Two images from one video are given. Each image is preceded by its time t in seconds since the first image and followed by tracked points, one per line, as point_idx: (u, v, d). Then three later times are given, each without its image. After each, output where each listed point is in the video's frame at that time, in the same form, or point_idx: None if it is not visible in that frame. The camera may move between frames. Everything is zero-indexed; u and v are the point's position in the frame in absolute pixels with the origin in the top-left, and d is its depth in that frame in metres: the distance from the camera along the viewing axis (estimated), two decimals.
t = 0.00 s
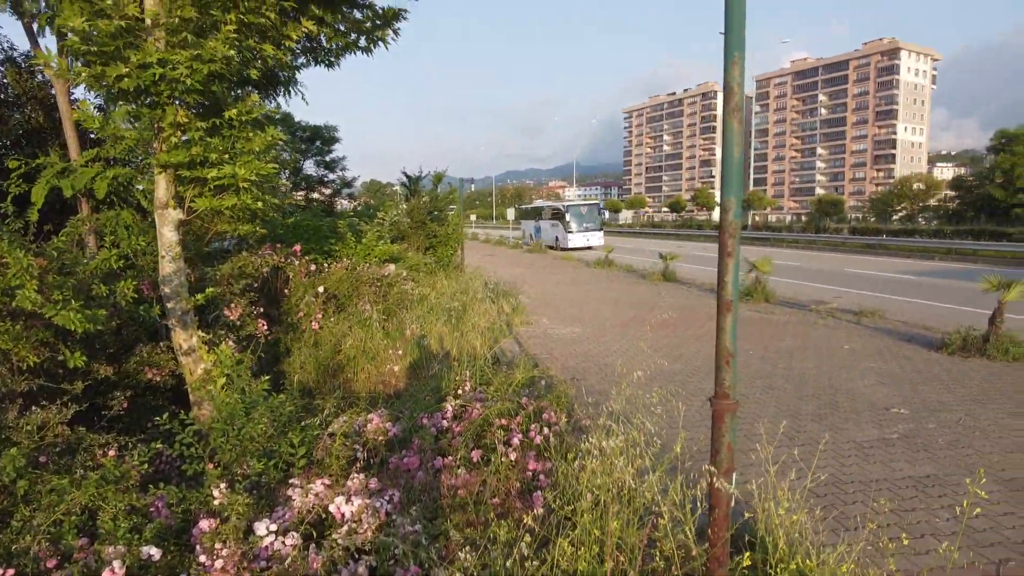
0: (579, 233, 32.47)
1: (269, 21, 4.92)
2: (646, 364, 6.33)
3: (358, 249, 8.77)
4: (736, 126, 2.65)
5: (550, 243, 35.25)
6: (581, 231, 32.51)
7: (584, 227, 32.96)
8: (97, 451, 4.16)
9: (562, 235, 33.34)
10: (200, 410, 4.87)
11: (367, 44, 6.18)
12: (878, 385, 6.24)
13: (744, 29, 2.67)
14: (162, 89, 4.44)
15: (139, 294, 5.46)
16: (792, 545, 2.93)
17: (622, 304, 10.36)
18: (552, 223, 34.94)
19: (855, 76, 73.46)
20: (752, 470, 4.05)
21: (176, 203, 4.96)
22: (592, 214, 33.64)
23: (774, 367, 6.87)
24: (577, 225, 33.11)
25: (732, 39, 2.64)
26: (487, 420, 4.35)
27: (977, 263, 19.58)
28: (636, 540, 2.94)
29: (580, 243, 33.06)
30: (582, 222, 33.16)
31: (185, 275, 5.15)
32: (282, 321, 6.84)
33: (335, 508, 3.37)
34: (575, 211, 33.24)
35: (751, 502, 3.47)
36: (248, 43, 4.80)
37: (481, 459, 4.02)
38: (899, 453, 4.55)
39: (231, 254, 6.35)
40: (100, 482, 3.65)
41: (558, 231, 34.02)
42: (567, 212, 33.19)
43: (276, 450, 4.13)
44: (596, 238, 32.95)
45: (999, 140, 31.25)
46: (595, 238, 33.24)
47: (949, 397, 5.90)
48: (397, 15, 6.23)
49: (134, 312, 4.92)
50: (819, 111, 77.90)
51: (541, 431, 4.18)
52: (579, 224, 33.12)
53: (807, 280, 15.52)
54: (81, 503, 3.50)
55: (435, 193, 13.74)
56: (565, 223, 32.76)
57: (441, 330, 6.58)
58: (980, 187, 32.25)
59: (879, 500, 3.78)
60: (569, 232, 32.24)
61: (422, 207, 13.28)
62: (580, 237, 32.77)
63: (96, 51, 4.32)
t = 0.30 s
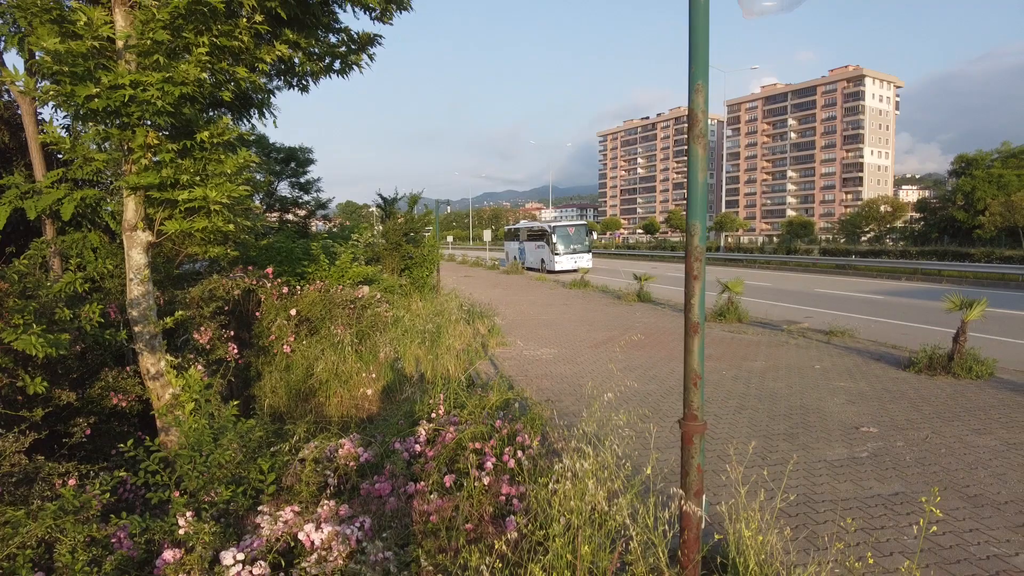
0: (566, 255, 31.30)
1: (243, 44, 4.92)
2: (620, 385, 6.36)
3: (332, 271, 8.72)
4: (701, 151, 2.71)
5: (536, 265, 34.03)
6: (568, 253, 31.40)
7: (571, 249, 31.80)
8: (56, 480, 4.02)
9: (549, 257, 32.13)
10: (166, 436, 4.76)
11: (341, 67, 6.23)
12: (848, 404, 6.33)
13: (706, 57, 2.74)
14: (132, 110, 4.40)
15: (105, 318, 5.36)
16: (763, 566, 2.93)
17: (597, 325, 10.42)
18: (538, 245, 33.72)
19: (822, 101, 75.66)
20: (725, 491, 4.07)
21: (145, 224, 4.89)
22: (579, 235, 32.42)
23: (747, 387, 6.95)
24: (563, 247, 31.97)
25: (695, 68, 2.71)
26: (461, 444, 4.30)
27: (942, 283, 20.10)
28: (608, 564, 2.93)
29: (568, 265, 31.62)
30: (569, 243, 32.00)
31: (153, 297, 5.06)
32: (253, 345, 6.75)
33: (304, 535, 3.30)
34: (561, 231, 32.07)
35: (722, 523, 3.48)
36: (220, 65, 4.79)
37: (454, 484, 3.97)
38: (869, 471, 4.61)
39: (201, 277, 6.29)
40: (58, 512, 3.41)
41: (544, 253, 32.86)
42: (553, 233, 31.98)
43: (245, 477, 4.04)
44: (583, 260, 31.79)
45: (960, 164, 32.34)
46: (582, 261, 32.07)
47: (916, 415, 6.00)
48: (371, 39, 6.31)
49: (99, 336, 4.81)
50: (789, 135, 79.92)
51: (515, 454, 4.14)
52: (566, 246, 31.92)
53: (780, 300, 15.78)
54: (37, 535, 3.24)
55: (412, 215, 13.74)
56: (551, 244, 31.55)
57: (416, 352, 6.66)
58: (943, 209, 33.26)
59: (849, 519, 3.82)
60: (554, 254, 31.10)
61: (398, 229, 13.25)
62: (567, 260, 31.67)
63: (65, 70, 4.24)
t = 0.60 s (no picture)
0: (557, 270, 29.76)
1: (220, 58, 4.90)
2: (598, 400, 6.38)
3: (309, 286, 8.66)
4: (672, 169, 2.76)
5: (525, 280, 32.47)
6: (559, 268, 29.86)
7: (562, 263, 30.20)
8: (21, 502, 3.90)
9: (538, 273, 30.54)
10: (137, 455, 4.66)
11: (319, 82, 6.23)
12: (823, 417, 6.40)
13: (677, 77, 2.79)
14: (105, 124, 4.33)
15: (74, 334, 5.25)
16: None
17: (575, 339, 10.47)
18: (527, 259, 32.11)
19: (797, 118, 77.29)
20: (700, 505, 4.09)
21: (117, 240, 4.83)
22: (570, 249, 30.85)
23: (724, 401, 7.02)
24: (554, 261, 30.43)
25: (667, 87, 2.76)
26: (438, 461, 4.26)
27: (914, 296, 20.53)
28: None
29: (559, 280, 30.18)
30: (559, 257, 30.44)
31: (125, 313, 4.96)
32: (227, 361, 6.66)
33: (278, 554, 3.23)
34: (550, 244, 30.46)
35: (698, 536, 3.49)
36: (196, 79, 4.75)
37: (431, 502, 3.93)
38: (842, 483, 4.67)
39: (174, 292, 6.21)
40: (21, 535, 3.29)
41: (534, 268, 31.23)
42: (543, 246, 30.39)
43: (218, 496, 3.97)
44: (574, 275, 30.20)
45: (929, 180, 33.21)
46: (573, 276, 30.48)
47: (889, 427, 6.10)
48: (349, 54, 6.33)
49: (68, 352, 4.70)
50: (764, 151, 81.40)
51: (493, 470, 4.10)
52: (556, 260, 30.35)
53: (756, 313, 15.98)
54: None
55: (390, 230, 13.72)
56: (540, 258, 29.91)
57: (394, 367, 6.69)
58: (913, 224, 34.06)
59: (824, 530, 3.87)
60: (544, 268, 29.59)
61: (376, 244, 13.19)
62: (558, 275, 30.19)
63: (34, 84, 4.16)
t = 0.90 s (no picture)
0: (547, 285, 28.43)
1: (193, 73, 4.86)
2: (573, 415, 6.39)
3: (283, 302, 8.57)
4: (642, 188, 2.80)
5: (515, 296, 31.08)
6: (549, 283, 28.58)
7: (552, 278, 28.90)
8: None
9: (527, 287, 29.14)
10: (103, 476, 4.54)
11: (295, 97, 6.23)
12: (796, 430, 6.48)
13: (646, 97, 2.84)
14: (74, 138, 4.26)
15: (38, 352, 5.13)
16: None
17: (552, 353, 10.50)
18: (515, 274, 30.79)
19: (771, 135, 78.88)
20: (674, 519, 4.12)
21: (86, 255, 4.74)
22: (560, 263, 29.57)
23: (699, 415, 7.08)
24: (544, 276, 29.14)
25: (637, 107, 2.81)
26: (413, 478, 4.22)
27: (884, 310, 20.95)
28: None
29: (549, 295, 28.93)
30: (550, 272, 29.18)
31: (93, 330, 4.85)
32: (199, 378, 6.55)
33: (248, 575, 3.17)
34: (540, 258, 29.17)
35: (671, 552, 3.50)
36: (169, 94, 4.71)
37: (406, 520, 3.89)
38: (815, 496, 4.72)
39: (145, 308, 6.11)
40: None
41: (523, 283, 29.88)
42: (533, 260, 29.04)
43: (187, 516, 3.89)
44: (565, 291, 29.01)
45: (898, 196, 34.08)
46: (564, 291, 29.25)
47: (860, 440, 6.19)
48: (325, 70, 6.34)
49: (32, 370, 4.58)
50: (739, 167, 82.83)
51: (468, 487, 4.06)
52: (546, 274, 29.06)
53: (732, 327, 16.18)
54: None
55: (367, 244, 13.67)
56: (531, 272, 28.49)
57: (369, 383, 6.67)
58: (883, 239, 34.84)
59: (796, 544, 3.91)
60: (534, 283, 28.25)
61: (353, 259, 13.11)
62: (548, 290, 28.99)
63: None
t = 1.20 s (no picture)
0: (544, 296, 26.93)
1: (172, 80, 4.82)
2: (555, 425, 6.37)
3: (262, 311, 8.49)
4: (621, 197, 2.83)
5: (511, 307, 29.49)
6: (544, 294, 27.20)
7: (548, 288, 27.44)
8: None
9: (522, 297, 27.62)
10: (76, 488, 4.44)
11: (276, 106, 6.20)
12: (776, 438, 6.53)
13: (625, 106, 2.87)
14: (48, 145, 4.20)
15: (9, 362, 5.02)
16: None
17: (535, 363, 10.51)
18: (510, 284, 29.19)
19: (751, 147, 80.06)
20: (656, 527, 4.12)
21: (60, 262, 4.65)
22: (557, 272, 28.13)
23: (681, 423, 7.10)
24: (541, 286, 27.67)
25: (616, 117, 2.85)
26: (394, 489, 4.17)
27: (862, 319, 21.26)
28: None
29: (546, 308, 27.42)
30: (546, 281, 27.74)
31: (67, 339, 4.75)
32: (177, 389, 6.45)
33: None
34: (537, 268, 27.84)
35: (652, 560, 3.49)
36: (148, 101, 4.67)
37: (386, 531, 3.84)
38: (795, 504, 4.74)
39: (122, 317, 6.01)
40: None
41: (518, 294, 28.39)
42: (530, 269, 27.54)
43: (162, 529, 3.82)
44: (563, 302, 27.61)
45: (875, 208, 34.70)
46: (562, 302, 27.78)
47: (840, 447, 6.25)
48: (307, 79, 6.33)
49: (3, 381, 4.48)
50: (720, 178, 83.88)
51: (449, 498, 4.01)
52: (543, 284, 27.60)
53: (713, 336, 16.33)
54: None
55: (348, 254, 13.61)
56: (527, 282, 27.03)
57: (350, 394, 6.61)
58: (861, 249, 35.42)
59: (777, 550, 3.93)
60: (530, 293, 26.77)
61: (333, 268, 13.03)
62: (544, 302, 27.57)
63: None
